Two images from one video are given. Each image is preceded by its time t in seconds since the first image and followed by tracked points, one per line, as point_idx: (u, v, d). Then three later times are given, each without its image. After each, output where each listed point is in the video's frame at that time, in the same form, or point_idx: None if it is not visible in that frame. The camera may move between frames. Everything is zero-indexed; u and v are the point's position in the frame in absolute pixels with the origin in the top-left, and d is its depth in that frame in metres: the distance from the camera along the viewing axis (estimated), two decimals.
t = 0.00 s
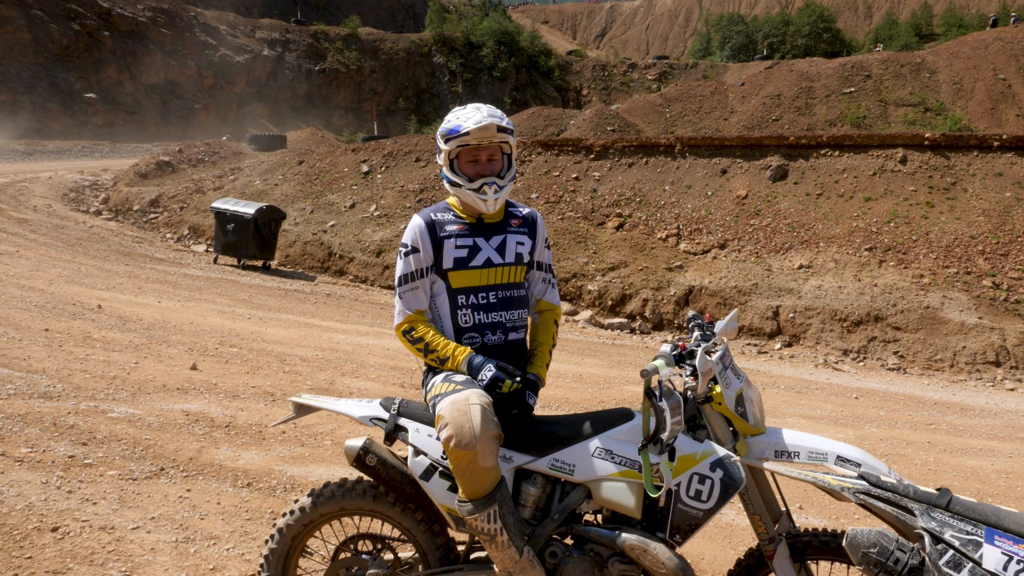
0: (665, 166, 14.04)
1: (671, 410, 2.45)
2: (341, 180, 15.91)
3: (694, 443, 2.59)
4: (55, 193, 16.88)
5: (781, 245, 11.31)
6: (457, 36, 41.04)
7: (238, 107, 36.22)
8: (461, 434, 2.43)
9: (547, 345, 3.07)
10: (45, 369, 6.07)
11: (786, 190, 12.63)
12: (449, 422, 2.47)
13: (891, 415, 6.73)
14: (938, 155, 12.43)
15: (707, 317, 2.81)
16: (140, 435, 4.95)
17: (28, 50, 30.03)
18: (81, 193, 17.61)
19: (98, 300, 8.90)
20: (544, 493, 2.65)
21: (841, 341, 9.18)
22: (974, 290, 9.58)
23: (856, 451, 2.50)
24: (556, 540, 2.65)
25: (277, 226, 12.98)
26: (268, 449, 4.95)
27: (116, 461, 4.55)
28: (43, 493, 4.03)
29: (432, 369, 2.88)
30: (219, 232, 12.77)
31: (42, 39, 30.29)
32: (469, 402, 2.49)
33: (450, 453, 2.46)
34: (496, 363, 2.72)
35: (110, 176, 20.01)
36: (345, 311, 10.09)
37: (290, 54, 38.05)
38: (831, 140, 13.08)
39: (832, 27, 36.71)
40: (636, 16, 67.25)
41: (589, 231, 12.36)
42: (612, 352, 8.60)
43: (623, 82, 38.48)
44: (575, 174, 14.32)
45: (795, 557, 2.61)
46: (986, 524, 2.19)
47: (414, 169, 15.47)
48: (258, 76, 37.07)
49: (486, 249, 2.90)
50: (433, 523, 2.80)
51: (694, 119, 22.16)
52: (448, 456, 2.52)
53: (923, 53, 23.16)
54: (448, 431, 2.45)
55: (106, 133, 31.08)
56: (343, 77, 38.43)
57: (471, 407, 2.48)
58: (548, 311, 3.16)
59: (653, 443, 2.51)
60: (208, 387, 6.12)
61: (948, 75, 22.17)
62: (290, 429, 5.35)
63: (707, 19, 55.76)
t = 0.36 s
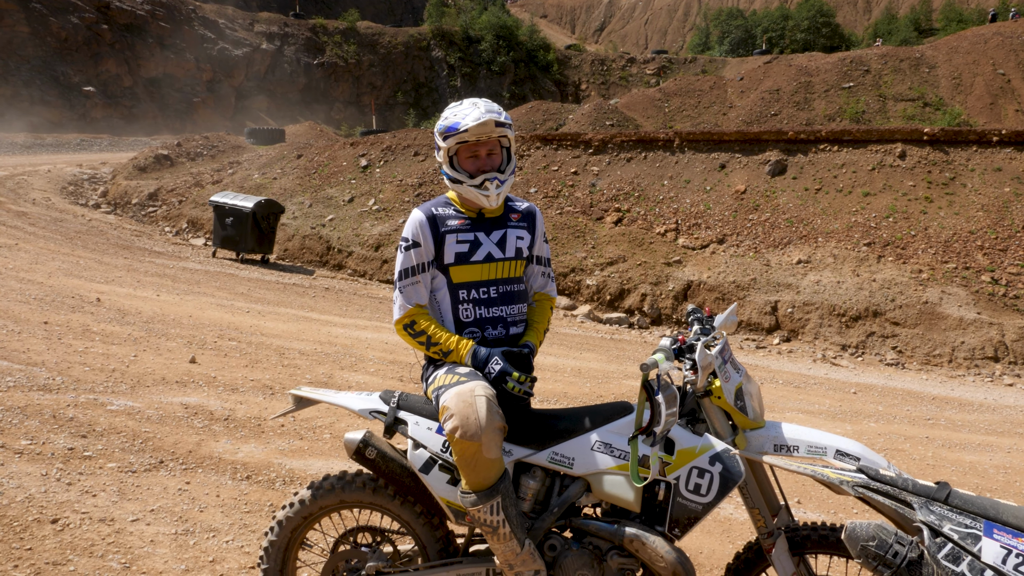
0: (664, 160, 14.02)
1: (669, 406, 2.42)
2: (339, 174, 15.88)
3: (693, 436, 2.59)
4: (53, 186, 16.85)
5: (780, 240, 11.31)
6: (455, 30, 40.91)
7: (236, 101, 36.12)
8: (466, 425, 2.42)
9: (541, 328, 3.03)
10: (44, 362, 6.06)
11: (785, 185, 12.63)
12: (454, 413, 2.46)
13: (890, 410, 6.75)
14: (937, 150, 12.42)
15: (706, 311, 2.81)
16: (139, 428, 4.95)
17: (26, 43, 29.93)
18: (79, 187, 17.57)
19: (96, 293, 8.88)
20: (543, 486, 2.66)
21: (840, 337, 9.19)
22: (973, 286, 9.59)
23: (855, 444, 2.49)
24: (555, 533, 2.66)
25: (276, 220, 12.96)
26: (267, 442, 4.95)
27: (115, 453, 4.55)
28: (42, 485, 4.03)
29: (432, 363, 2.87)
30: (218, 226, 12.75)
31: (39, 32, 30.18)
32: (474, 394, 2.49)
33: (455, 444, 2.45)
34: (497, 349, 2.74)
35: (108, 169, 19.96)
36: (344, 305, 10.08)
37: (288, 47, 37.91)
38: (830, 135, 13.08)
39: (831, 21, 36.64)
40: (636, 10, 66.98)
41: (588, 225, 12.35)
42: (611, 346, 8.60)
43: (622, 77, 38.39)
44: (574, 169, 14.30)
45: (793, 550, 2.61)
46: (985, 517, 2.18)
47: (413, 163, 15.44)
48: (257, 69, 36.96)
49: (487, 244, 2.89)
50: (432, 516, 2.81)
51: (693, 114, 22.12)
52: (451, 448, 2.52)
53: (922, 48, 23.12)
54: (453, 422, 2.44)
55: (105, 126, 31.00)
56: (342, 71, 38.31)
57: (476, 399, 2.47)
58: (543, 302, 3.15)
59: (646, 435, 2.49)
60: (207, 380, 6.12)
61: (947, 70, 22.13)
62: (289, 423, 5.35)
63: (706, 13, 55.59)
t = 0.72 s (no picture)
0: (664, 162, 14.04)
1: (671, 406, 2.44)
2: (340, 176, 15.89)
3: (693, 437, 2.60)
4: (54, 188, 16.87)
5: (781, 242, 11.32)
6: (456, 32, 40.95)
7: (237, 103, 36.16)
8: (465, 427, 2.44)
9: (550, 318, 3.08)
10: (45, 363, 6.08)
11: (785, 187, 12.64)
12: (452, 416, 2.47)
13: (890, 412, 6.75)
14: (937, 152, 12.44)
15: (706, 312, 2.82)
16: (140, 429, 4.97)
17: (27, 45, 29.98)
18: (80, 188, 17.59)
19: (98, 295, 8.90)
20: (544, 487, 2.67)
21: (840, 338, 9.20)
22: (973, 287, 9.60)
23: (855, 445, 2.51)
24: (556, 534, 2.67)
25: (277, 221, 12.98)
26: (268, 444, 4.96)
27: (116, 455, 4.56)
28: (44, 487, 4.04)
29: (434, 363, 2.88)
30: (218, 228, 12.76)
31: (41, 34, 30.24)
32: (472, 396, 2.51)
33: (454, 446, 2.46)
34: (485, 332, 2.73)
35: (109, 171, 19.99)
36: (345, 307, 10.10)
37: (289, 49, 37.95)
38: (830, 137, 13.10)
39: (831, 24, 36.70)
40: (636, 12, 66.98)
41: (588, 227, 12.36)
42: (612, 348, 8.61)
43: (622, 79, 38.41)
44: (575, 171, 14.32)
45: (794, 551, 2.62)
46: (984, 517, 2.19)
47: (414, 164, 15.45)
48: (257, 71, 37.01)
49: (486, 245, 2.90)
50: (434, 517, 2.82)
51: (693, 116, 22.15)
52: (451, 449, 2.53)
53: (922, 50, 23.15)
54: (451, 424, 2.46)
55: (105, 128, 31.04)
56: (343, 73, 38.36)
57: (474, 401, 2.49)
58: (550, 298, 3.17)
59: (653, 436, 2.50)
60: (209, 382, 6.13)
61: (947, 72, 22.16)
62: (290, 424, 5.37)
63: (706, 15, 55.65)
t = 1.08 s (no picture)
0: (661, 167, 14.08)
1: (667, 408, 2.44)
2: (338, 181, 15.90)
3: (691, 441, 2.60)
4: (51, 193, 16.85)
5: (777, 246, 11.35)
6: (453, 37, 41.05)
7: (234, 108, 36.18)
8: (465, 430, 2.44)
9: (554, 332, 3.08)
10: (42, 369, 6.07)
11: (782, 191, 12.67)
12: (452, 419, 2.48)
13: (887, 415, 6.77)
14: (932, 157, 12.49)
15: (704, 317, 2.82)
16: (137, 435, 4.95)
17: (25, 50, 29.98)
18: (77, 193, 17.58)
19: (94, 300, 8.88)
20: (542, 492, 2.67)
21: (837, 342, 9.21)
22: (968, 291, 9.63)
23: (852, 449, 2.53)
24: (555, 539, 2.66)
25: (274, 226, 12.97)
26: (266, 449, 4.96)
27: (113, 460, 4.55)
28: (40, 493, 4.03)
29: (431, 368, 2.88)
30: (216, 233, 12.75)
31: (38, 39, 30.24)
32: (472, 399, 2.51)
33: (454, 449, 2.47)
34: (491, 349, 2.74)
35: (106, 176, 19.96)
36: (342, 311, 10.09)
37: (286, 55, 38.01)
38: (826, 141, 13.15)
39: (827, 29, 36.89)
40: (632, 17, 67.14)
41: (585, 232, 12.38)
42: (609, 352, 8.62)
43: (619, 84, 38.50)
44: (572, 176, 14.35)
45: (792, 555, 2.62)
46: (981, 520, 2.20)
47: (411, 169, 15.48)
48: (255, 76, 37.04)
49: (484, 251, 2.91)
50: (432, 522, 2.81)
51: (689, 121, 22.23)
52: (450, 454, 2.53)
53: (917, 55, 23.28)
54: (451, 427, 2.46)
55: (103, 133, 31.03)
56: (340, 78, 38.41)
57: (475, 404, 2.49)
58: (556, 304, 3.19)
59: (647, 441, 2.51)
60: (206, 387, 6.12)
61: (941, 77, 22.27)
62: (288, 429, 5.36)
63: (702, 21, 55.89)
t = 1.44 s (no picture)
0: (658, 175, 14.11)
1: (665, 419, 2.44)
2: (335, 190, 15.91)
3: (690, 451, 2.59)
4: (48, 203, 16.84)
5: (774, 254, 11.38)
6: (450, 47, 41.20)
7: (231, 118, 36.24)
8: (463, 441, 2.44)
9: (538, 348, 3.04)
10: (39, 380, 6.04)
11: (778, 199, 12.70)
12: (450, 430, 2.48)
13: (886, 423, 6.77)
14: (928, 164, 12.53)
15: (701, 326, 2.82)
16: (135, 446, 4.93)
17: (23, 61, 30.04)
18: (74, 204, 17.57)
19: (92, 311, 8.86)
20: (541, 502, 2.66)
21: (835, 350, 9.22)
22: (966, 298, 9.65)
23: (851, 458, 2.52)
24: (553, 549, 2.66)
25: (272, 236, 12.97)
26: (264, 460, 4.94)
27: (110, 472, 4.53)
28: (37, 505, 4.01)
29: (429, 379, 2.87)
30: (213, 243, 12.75)
31: (36, 50, 30.30)
32: (470, 411, 2.51)
33: (451, 460, 2.47)
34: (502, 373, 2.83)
35: (103, 186, 19.97)
36: (340, 321, 10.08)
37: (284, 65, 38.12)
38: (823, 149, 13.20)
39: (822, 37, 37.11)
40: (628, 26, 67.41)
41: (583, 240, 12.40)
42: (607, 361, 8.61)
43: (615, 93, 38.62)
44: (569, 184, 14.38)
45: (791, 564, 2.62)
46: (981, 530, 2.20)
47: (408, 179, 15.49)
48: (252, 87, 37.13)
49: (482, 260, 2.92)
50: (430, 534, 2.80)
51: (686, 129, 22.31)
52: (448, 465, 2.52)
53: (912, 63, 23.40)
54: (449, 439, 2.46)
55: (101, 144, 31.08)
56: (338, 88, 38.50)
57: (472, 416, 2.49)
58: (540, 320, 3.13)
59: (645, 450, 2.49)
60: (203, 398, 6.10)
61: (936, 85, 22.39)
62: (285, 439, 5.34)
63: (698, 29, 56.13)
